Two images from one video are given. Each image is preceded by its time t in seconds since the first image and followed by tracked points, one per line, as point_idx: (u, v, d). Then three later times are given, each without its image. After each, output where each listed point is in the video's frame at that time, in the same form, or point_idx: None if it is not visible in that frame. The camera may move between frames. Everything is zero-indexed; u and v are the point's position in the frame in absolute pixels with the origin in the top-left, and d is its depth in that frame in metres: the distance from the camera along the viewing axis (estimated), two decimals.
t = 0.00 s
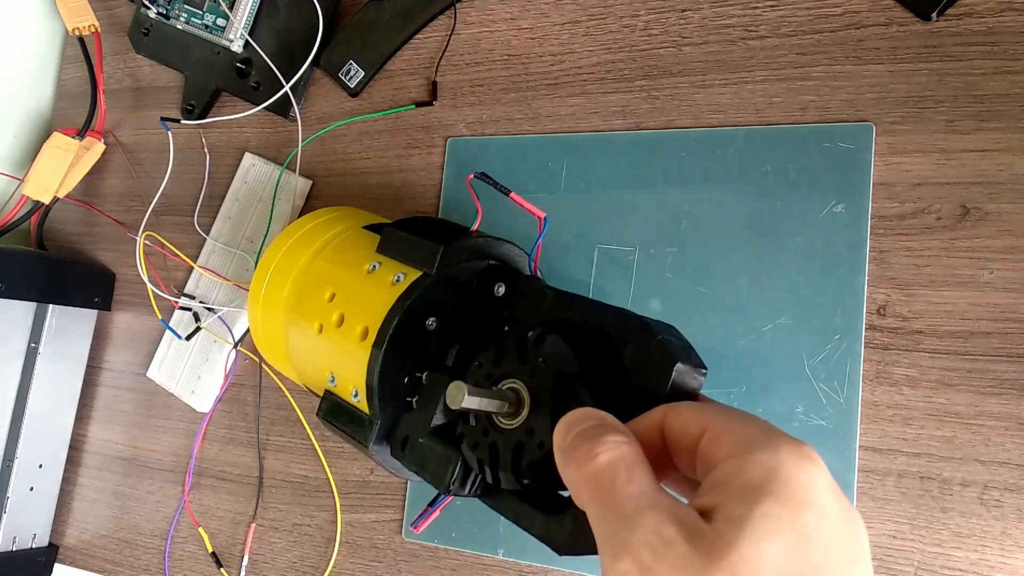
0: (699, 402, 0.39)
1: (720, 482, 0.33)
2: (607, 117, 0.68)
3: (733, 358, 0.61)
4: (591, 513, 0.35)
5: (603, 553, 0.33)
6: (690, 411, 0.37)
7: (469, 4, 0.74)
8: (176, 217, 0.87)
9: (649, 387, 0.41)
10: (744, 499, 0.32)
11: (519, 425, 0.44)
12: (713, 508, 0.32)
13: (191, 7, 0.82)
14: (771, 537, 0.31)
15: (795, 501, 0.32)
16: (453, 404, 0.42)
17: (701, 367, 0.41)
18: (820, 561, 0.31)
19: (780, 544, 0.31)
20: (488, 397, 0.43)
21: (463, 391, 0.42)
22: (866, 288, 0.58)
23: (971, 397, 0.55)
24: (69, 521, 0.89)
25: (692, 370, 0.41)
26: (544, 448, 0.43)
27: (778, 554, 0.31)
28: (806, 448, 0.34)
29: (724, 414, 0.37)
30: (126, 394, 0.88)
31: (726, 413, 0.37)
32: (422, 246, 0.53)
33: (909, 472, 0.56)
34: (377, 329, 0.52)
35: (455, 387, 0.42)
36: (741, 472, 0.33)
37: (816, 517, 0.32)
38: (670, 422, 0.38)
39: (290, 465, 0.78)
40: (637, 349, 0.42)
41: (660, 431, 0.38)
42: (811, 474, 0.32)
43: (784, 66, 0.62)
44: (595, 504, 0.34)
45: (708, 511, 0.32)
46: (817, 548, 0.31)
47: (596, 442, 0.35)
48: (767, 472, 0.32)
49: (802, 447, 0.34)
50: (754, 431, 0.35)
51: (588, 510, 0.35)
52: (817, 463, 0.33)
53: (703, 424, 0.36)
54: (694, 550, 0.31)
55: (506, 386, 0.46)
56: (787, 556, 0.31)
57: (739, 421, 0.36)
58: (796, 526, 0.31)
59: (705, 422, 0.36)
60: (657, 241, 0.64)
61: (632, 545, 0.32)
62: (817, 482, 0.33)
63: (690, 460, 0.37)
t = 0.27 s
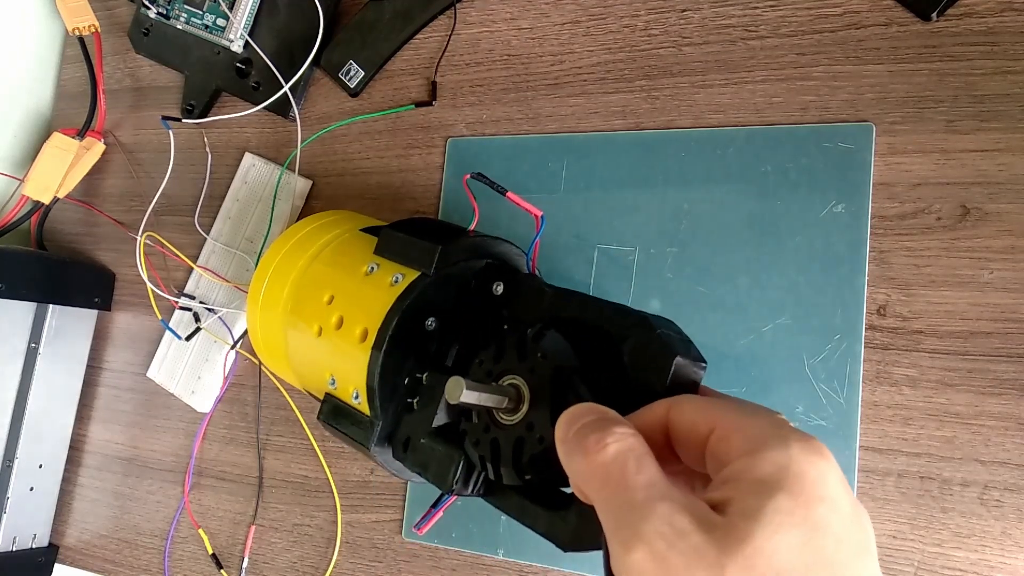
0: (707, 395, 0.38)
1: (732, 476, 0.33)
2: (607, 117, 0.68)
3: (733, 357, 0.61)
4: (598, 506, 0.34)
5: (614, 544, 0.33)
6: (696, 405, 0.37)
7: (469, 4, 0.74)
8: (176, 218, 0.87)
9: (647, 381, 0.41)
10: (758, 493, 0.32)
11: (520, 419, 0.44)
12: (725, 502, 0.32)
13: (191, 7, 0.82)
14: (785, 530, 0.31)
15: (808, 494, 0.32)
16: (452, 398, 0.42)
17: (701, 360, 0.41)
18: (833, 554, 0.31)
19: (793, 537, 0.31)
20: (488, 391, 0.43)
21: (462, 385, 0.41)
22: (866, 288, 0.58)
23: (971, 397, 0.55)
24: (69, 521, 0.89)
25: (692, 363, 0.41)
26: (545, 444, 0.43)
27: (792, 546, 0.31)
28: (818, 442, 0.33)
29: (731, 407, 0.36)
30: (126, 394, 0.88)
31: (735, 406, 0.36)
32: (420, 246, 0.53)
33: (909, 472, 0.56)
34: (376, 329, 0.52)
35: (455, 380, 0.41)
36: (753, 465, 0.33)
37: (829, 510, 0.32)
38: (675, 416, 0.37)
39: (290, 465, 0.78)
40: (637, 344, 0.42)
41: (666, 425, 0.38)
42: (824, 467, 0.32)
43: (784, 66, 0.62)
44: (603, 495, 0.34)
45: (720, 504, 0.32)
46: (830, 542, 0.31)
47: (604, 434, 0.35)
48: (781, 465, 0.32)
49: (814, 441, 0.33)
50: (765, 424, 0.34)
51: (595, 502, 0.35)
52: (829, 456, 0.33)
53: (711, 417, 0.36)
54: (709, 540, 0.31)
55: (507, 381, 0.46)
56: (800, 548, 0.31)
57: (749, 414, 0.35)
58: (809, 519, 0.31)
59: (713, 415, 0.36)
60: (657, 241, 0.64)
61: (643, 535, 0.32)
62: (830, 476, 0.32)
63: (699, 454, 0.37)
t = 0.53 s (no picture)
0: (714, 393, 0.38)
1: (744, 473, 0.33)
2: (607, 117, 0.68)
3: (733, 357, 0.61)
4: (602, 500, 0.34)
5: (623, 538, 0.33)
6: (704, 402, 0.37)
7: (469, 3, 0.74)
8: (176, 218, 0.87)
9: (650, 377, 0.41)
10: (772, 490, 0.32)
11: (520, 417, 0.45)
12: (739, 498, 0.32)
13: (191, 7, 0.82)
14: (801, 527, 0.31)
15: (822, 493, 0.32)
16: (453, 396, 0.42)
17: (701, 355, 0.41)
18: (847, 552, 0.31)
19: (809, 535, 0.31)
20: (489, 389, 0.43)
21: (463, 382, 0.42)
22: (866, 288, 0.58)
23: (971, 397, 0.55)
24: (69, 521, 0.89)
25: (693, 359, 0.41)
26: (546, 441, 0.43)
27: (808, 543, 0.31)
28: (830, 441, 0.34)
29: (742, 405, 0.36)
30: (126, 394, 0.88)
31: (744, 404, 0.37)
32: (419, 246, 0.53)
33: (909, 472, 0.56)
34: (375, 330, 0.52)
35: (456, 378, 0.42)
36: (767, 463, 0.33)
37: (844, 509, 0.32)
38: (684, 412, 0.38)
39: (290, 465, 0.77)
40: (638, 341, 0.42)
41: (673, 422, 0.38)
42: (836, 466, 0.33)
43: (784, 66, 0.62)
44: (609, 489, 0.33)
45: (732, 500, 0.32)
46: (845, 540, 0.31)
47: (605, 428, 0.35)
48: (794, 463, 0.32)
49: (827, 441, 0.34)
50: (777, 423, 0.35)
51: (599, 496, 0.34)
52: (841, 455, 0.33)
53: (723, 416, 0.36)
54: (725, 535, 0.31)
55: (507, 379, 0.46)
56: (816, 546, 0.31)
57: (759, 413, 0.36)
58: (825, 517, 0.31)
59: (725, 414, 0.36)
60: (657, 242, 0.64)
61: (655, 528, 0.31)
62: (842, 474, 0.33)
63: (708, 451, 0.37)
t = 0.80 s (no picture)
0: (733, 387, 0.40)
1: (768, 472, 0.34)
2: (607, 117, 0.68)
3: (734, 358, 0.61)
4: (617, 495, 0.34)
5: (648, 536, 0.32)
6: (728, 398, 0.39)
7: (468, 4, 0.74)
8: (176, 218, 0.87)
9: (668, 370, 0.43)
10: (797, 488, 0.33)
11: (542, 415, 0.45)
12: (764, 496, 0.33)
13: (191, 7, 0.82)
14: (826, 525, 0.32)
15: (844, 491, 0.33)
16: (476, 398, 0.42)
17: (716, 346, 0.43)
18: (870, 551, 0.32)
19: (834, 534, 0.32)
20: (512, 389, 0.43)
21: (487, 383, 0.42)
22: (866, 287, 0.58)
23: (971, 397, 0.55)
24: (69, 521, 0.89)
25: (709, 350, 0.42)
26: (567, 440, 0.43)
27: (833, 542, 0.32)
28: (849, 443, 0.35)
29: (763, 405, 0.38)
30: (126, 394, 0.88)
31: (763, 401, 0.38)
32: (423, 250, 0.54)
33: (909, 472, 0.56)
34: (384, 335, 0.52)
35: (480, 379, 0.42)
36: (791, 463, 0.34)
37: (865, 510, 0.33)
38: (707, 406, 0.40)
39: (290, 465, 0.77)
40: (654, 336, 0.43)
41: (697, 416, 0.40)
42: (856, 465, 0.34)
43: (784, 66, 0.62)
44: (629, 487, 0.33)
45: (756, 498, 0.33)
46: (868, 540, 0.32)
47: (618, 423, 0.34)
48: (817, 462, 0.34)
49: (846, 442, 0.35)
50: (797, 422, 0.36)
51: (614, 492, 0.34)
52: (859, 454, 0.34)
53: (746, 415, 0.38)
54: (754, 533, 0.31)
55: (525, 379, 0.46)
56: (840, 545, 0.32)
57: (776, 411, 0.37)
58: (848, 517, 0.32)
59: (749, 413, 0.38)
60: (657, 242, 0.64)
61: (681, 527, 0.31)
62: (862, 473, 0.34)
63: (730, 445, 0.39)
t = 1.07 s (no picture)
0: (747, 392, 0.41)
1: (788, 476, 0.35)
2: (607, 117, 0.68)
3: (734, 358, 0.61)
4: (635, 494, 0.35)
5: (671, 533, 0.33)
6: (742, 404, 0.40)
7: (468, 4, 0.74)
8: (176, 218, 0.87)
9: (673, 372, 0.44)
10: (819, 492, 0.34)
11: (553, 418, 0.46)
12: (786, 499, 0.34)
13: (191, 7, 0.82)
14: (849, 528, 0.33)
15: (865, 494, 0.34)
16: (490, 401, 0.45)
17: (723, 349, 0.44)
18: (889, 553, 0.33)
19: (856, 536, 0.33)
20: (523, 393, 0.45)
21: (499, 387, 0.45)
22: (867, 287, 0.58)
23: (971, 397, 0.55)
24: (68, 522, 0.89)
25: (718, 355, 0.43)
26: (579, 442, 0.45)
27: (855, 544, 0.33)
28: (866, 448, 0.36)
29: (777, 410, 0.39)
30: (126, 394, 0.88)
31: (779, 408, 0.39)
32: (427, 251, 0.53)
33: (909, 472, 0.56)
34: (391, 338, 0.51)
35: (493, 384, 0.45)
36: (811, 467, 0.35)
37: (884, 513, 0.34)
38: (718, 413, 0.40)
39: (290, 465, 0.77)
40: (664, 340, 0.44)
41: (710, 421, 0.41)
42: (874, 469, 0.35)
43: (784, 66, 0.62)
44: (653, 486, 0.34)
45: (779, 501, 0.34)
46: (887, 542, 0.34)
47: (642, 425, 0.35)
48: (837, 466, 0.35)
49: (863, 447, 0.36)
50: (814, 428, 0.37)
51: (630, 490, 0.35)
52: (876, 458, 0.36)
53: (761, 420, 0.39)
54: (778, 533, 0.32)
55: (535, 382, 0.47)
56: (862, 547, 0.33)
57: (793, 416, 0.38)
58: (869, 520, 0.34)
59: (763, 419, 0.39)
60: (658, 242, 0.64)
61: (706, 527, 0.32)
62: (879, 477, 0.35)
63: (744, 452, 0.40)
